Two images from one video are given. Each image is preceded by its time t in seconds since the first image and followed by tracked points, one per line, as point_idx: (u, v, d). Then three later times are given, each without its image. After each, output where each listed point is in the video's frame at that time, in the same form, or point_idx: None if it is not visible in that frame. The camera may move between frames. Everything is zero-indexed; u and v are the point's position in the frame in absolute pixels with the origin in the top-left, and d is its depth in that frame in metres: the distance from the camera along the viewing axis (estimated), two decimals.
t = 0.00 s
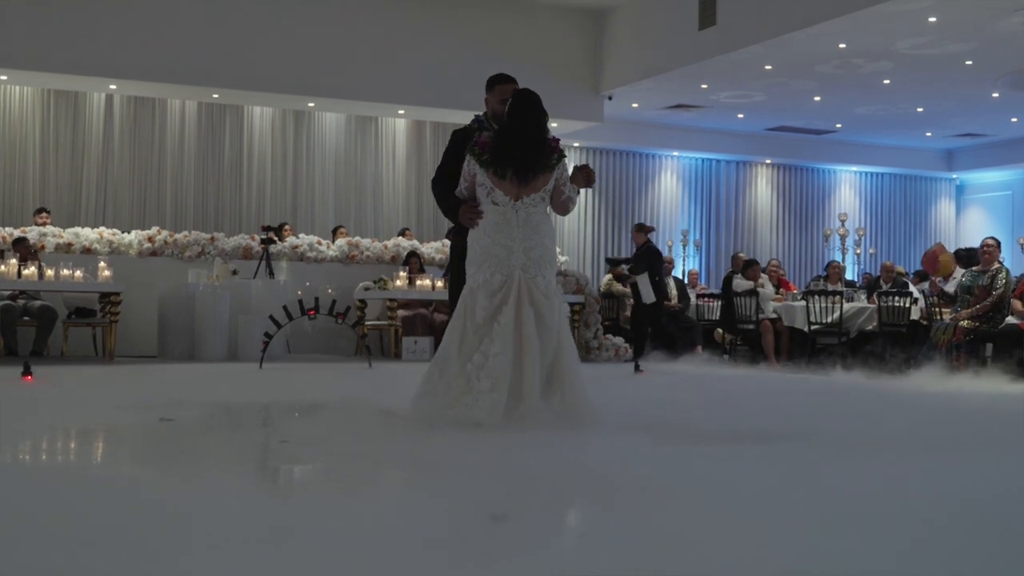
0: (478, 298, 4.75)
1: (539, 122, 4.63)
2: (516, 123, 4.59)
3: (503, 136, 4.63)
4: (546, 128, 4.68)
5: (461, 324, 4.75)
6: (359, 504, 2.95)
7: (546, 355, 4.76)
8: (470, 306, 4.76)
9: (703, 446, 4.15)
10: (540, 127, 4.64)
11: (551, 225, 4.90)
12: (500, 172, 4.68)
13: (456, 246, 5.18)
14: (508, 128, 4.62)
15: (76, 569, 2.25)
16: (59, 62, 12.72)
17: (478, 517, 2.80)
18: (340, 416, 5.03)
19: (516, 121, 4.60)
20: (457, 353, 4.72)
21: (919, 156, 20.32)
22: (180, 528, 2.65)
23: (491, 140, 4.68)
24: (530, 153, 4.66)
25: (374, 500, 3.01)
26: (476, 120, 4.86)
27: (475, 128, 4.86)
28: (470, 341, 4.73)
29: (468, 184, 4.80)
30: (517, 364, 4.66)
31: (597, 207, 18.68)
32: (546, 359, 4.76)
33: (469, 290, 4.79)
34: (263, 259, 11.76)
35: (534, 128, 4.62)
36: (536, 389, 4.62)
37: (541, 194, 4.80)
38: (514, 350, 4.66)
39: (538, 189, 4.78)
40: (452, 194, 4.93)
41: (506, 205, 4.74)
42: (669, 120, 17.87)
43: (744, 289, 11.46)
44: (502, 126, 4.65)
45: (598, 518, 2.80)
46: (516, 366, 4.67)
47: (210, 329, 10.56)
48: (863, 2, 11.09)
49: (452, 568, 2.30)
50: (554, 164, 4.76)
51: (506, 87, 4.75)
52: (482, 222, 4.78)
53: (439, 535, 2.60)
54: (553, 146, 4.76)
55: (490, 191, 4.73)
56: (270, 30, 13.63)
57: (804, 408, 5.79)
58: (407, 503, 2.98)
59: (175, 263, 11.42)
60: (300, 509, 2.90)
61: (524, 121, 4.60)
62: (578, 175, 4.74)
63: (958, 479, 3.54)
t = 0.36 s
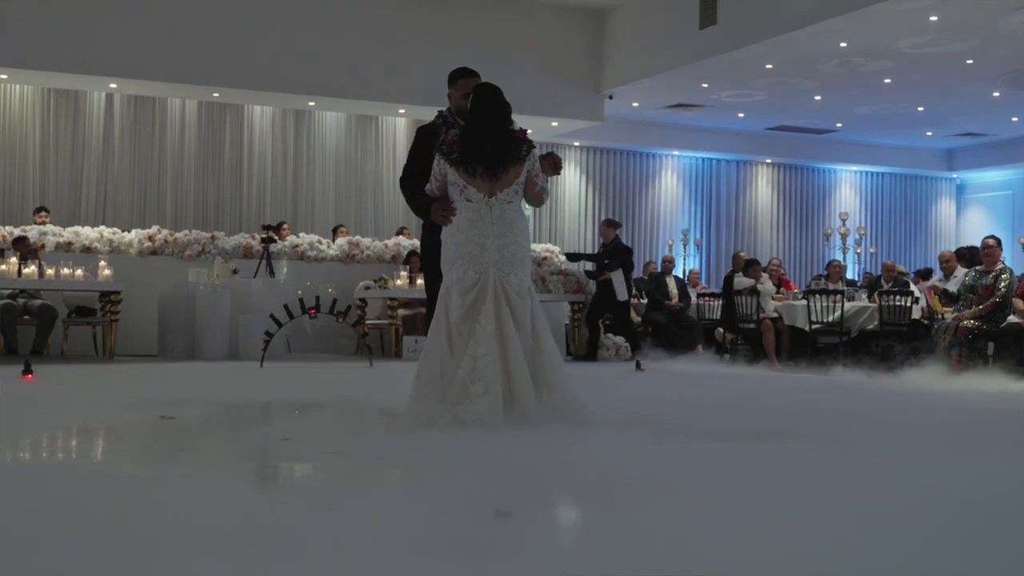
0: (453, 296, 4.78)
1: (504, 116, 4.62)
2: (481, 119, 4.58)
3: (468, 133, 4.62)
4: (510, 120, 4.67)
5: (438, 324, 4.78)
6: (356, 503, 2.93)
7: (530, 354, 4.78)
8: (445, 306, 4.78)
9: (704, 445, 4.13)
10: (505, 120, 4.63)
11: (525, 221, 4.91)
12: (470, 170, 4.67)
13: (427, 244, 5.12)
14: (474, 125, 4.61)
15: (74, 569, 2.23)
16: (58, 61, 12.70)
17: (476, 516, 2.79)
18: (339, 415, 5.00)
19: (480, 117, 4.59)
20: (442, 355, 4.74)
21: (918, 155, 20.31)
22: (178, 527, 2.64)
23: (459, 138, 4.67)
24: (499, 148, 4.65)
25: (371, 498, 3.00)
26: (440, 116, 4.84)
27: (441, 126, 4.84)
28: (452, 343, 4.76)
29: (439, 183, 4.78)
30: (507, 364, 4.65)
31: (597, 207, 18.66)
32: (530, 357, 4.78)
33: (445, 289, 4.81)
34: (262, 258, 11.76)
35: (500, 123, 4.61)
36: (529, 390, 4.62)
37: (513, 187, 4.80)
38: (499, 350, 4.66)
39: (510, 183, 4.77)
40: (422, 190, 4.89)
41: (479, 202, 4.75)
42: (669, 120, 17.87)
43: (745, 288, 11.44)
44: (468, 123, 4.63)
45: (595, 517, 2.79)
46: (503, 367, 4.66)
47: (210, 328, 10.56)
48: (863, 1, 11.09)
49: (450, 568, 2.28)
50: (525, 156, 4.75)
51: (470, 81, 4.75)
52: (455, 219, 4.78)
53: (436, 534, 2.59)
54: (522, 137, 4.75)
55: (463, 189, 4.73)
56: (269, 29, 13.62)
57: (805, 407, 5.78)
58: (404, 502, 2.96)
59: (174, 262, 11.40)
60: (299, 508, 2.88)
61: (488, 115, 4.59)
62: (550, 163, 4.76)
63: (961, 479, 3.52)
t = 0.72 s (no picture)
0: (448, 296, 4.75)
1: (490, 114, 4.60)
2: (467, 119, 4.56)
3: (456, 134, 4.59)
4: (497, 117, 4.64)
5: (434, 325, 4.77)
6: (358, 503, 2.93)
7: (527, 353, 4.77)
8: (441, 307, 4.75)
9: (704, 445, 4.13)
10: (492, 117, 4.61)
11: (517, 218, 4.91)
12: (460, 170, 4.65)
13: (416, 246, 5.07)
14: (460, 127, 4.58)
15: (75, 570, 2.23)
16: (58, 62, 12.71)
17: (477, 516, 2.79)
18: (339, 415, 5.00)
19: (468, 117, 4.57)
20: (440, 357, 4.73)
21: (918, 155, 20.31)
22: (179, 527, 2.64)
23: (446, 138, 4.65)
24: (488, 147, 4.64)
25: (372, 499, 3.00)
26: (423, 116, 4.79)
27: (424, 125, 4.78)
28: (450, 345, 4.74)
29: (430, 185, 4.77)
30: (506, 364, 4.65)
31: (597, 207, 18.66)
32: (526, 356, 4.78)
33: (439, 290, 4.79)
34: (263, 259, 11.75)
35: (487, 121, 4.59)
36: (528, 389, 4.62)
37: (504, 186, 4.80)
38: (496, 349, 4.65)
39: (501, 182, 4.77)
40: (410, 191, 4.84)
41: (471, 202, 4.74)
42: (669, 120, 17.87)
43: (745, 288, 11.44)
44: (454, 123, 4.61)
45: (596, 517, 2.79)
46: (501, 366, 4.66)
47: (210, 329, 10.57)
48: (863, 1, 11.09)
49: (451, 568, 2.28)
50: (514, 153, 4.73)
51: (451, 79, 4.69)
52: (447, 220, 4.76)
53: (437, 534, 2.58)
54: (510, 135, 4.72)
55: (454, 189, 4.73)
56: (269, 29, 13.62)
57: (806, 408, 5.78)
58: (405, 502, 2.96)
59: (174, 262, 11.40)
60: (300, 508, 2.88)
61: (475, 115, 4.57)
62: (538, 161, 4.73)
63: (961, 478, 3.52)
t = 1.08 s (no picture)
0: (446, 298, 4.75)
1: (488, 115, 4.62)
2: (466, 119, 4.58)
3: (455, 134, 4.60)
4: (496, 118, 4.65)
5: (433, 326, 4.76)
6: (360, 504, 2.95)
7: (525, 355, 4.77)
8: (440, 308, 4.75)
9: (703, 446, 4.15)
10: (490, 119, 4.62)
11: (514, 220, 4.90)
12: (458, 170, 4.65)
13: (415, 247, 5.07)
14: (460, 127, 4.59)
15: (78, 570, 2.24)
16: (58, 62, 12.72)
17: (478, 518, 2.80)
18: (339, 416, 5.02)
19: (466, 117, 4.58)
20: (438, 358, 4.72)
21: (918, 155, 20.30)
22: (184, 528, 2.64)
23: (445, 139, 4.66)
24: (486, 147, 4.65)
25: (372, 500, 3.01)
26: (421, 118, 4.81)
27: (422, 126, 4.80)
28: (447, 347, 4.74)
29: (428, 185, 4.77)
30: (504, 366, 4.65)
31: (597, 208, 18.66)
32: (524, 358, 4.78)
33: (438, 291, 4.79)
34: (262, 259, 11.75)
35: (486, 122, 4.61)
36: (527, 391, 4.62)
37: (502, 187, 4.79)
38: (494, 352, 4.65)
39: (498, 182, 4.76)
40: (408, 193, 4.85)
41: (469, 203, 4.74)
42: (669, 120, 17.86)
43: (744, 289, 11.43)
44: (453, 123, 4.62)
45: (597, 518, 2.80)
46: (499, 368, 4.66)
47: (210, 329, 10.58)
48: (864, 2, 11.08)
49: (452, 568, 2.29)
50: (512, 155, 4.73)
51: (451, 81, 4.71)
52: (445, 221, 4.76)
53: (439, 535, 2.60)
54: (508, 137, 4.73)
55: (452, 190, 4.74)
56: (269, 29, 13.62)
57: (805, 409, 5.79)
58: (405, 503, 2.98)
59: (174, 263, 11.40)
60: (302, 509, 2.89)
61: (473, 116, 4.59)
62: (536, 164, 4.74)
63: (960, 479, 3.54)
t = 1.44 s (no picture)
0: (451, 296, 4.75)
1: (501, 117, 4.61)
2: (479, 119, 4.57)
3: (466, 134, 4.59)
4: (507, 120, 4.64)
5: (437, 325, 4.75)
6: (361, 504, 2.95)
7: (527, 354, 4.77)
8: (445, 306, 4.75)
9: (701, 446, 4.16)
10: (502, 120, 4.61)
11: (523, 221, 4.89)
12: (467, 170, 4.63)
13: (423, 246, 5.08)
14: (471, 127, 4.58)
15: (78, 571, 2.24)
16: (58, 62, 12.71)
17: (478, 518, 2.80)
18: (340, 417, 5.02)
19: (478, 117, 4.57)
20: (441, 356, 4.71)
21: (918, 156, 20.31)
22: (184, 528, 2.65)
23: (456, 138, 4.64)
24: (497, 148, 4.63)
25: (373, 499, 3.01)
26: (433, 117, 4.81)
27: (434, 126, 4.80)
28: (450, 346, 4.73)
29: (438, 185, 4.78)
30: (505, 366, 4.65)
31: (597, 207, 18.67)
32: (527, 357, 4.78)
33: (443, 290, 4.79)
34: (262, 259, 11.76)
35: (498, 124, 4.59)
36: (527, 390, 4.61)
37: (512, 188, 4.78)
38: (496, 352, 4.65)
39: (508, 184, 4.75)
40: (418, 192, 4.87)
41: (477, 203, 4.73)
42: (669, 120, 17.87)
43: (744, 289, 11.41)
44: (466, 123, 4.61)
45: (596, 518, 2.80)
46: (500, 368, 4.66)
47: (210, 329, 10.58)
48: (864, 2, 11.08)
49: (452, 568, 2.30)
50: (522, 157, 4.70)
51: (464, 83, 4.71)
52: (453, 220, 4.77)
53: (439, 535, 2.60)
54: (520, 139, 4.69)
55: (461, 190, 4.73)
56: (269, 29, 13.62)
57: (805, 410, 5.80)
58: (405, 503, 2.97)
59: (174, 263, 11.40)
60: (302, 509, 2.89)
61: (485, 117, 4.58)
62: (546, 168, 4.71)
63: (960, 480, 3.54)
